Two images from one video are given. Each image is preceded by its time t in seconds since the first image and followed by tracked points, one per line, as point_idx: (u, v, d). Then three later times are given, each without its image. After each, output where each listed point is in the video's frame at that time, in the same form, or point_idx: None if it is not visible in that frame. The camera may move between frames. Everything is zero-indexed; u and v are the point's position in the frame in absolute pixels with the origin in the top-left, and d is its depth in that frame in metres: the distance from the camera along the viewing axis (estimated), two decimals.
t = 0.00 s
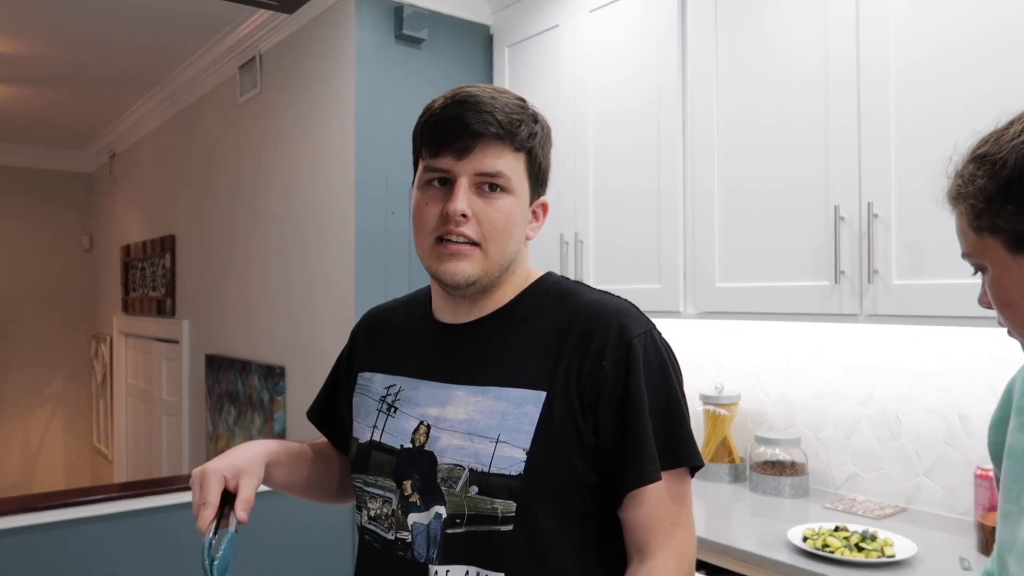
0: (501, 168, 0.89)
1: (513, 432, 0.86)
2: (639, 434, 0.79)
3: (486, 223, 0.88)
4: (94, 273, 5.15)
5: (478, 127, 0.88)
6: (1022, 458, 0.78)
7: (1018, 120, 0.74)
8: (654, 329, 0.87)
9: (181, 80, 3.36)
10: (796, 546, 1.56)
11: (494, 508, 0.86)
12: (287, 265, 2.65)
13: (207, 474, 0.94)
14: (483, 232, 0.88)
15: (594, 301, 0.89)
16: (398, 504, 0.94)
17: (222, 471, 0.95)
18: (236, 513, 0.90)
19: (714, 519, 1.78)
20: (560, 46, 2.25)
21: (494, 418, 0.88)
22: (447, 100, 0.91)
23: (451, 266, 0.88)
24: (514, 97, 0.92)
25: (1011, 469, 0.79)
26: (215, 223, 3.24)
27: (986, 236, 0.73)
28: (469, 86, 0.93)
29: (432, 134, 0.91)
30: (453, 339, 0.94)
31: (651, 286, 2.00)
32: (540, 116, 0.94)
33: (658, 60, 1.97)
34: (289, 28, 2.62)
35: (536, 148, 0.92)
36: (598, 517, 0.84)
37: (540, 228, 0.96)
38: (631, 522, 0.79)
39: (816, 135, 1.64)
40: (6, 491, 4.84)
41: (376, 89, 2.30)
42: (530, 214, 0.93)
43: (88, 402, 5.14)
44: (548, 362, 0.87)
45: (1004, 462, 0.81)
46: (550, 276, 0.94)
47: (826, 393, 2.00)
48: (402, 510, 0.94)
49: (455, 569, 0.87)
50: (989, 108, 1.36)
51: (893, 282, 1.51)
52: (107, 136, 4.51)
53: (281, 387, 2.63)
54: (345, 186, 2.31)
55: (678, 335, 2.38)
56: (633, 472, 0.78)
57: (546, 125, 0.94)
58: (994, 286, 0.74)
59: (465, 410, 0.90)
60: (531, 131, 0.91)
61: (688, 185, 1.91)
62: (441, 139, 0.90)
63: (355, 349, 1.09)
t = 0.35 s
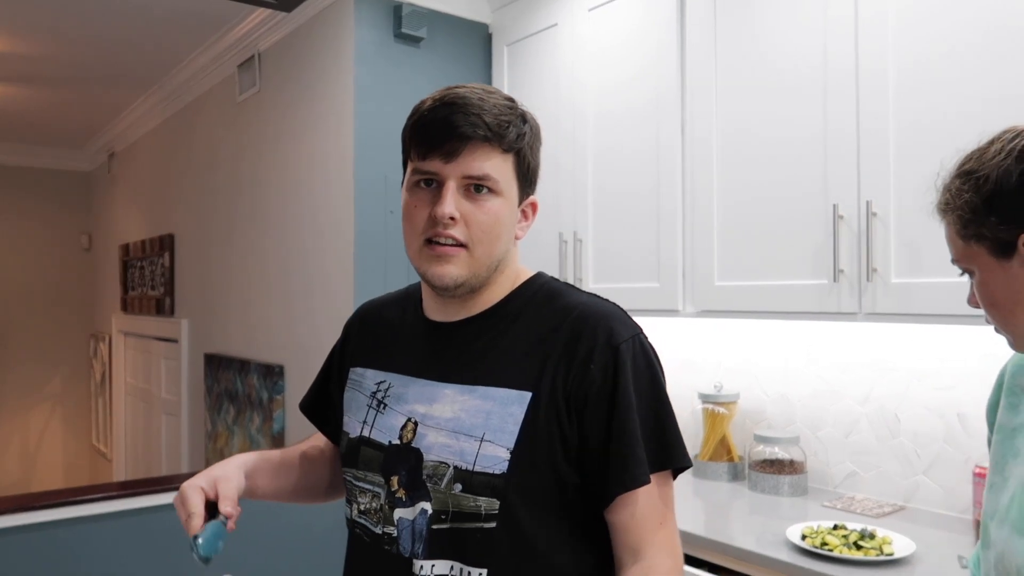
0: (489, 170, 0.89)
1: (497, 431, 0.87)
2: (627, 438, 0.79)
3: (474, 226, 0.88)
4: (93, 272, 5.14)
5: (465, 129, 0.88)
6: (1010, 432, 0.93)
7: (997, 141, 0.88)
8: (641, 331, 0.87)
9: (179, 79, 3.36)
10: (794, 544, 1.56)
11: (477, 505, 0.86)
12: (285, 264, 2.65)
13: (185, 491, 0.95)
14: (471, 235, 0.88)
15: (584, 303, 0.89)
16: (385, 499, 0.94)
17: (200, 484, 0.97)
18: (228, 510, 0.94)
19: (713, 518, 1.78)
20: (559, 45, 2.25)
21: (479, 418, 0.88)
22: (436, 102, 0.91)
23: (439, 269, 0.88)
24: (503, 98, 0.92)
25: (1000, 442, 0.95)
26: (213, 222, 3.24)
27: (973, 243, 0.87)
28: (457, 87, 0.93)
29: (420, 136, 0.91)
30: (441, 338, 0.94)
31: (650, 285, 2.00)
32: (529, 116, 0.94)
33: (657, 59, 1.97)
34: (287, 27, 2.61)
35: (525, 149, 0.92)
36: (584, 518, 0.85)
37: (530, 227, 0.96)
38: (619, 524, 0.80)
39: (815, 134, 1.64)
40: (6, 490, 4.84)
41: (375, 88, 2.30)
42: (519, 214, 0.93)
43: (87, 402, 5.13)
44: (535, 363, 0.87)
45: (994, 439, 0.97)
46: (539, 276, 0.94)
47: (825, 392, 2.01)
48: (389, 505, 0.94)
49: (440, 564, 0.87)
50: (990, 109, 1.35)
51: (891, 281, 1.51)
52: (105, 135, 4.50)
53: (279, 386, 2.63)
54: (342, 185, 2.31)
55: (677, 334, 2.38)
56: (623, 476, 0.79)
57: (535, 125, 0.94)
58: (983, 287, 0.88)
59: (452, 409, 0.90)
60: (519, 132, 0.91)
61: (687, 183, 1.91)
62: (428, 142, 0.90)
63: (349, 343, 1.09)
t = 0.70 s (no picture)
0: (482, 168, 0.89)
1: (495, 430, 0.87)
2: (625, 436, 0.80)
3: (468, 223, 0.88)
4: (92, 272, 5.14)
5: (458, 128, 0.88)
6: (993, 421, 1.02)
7: (994, 147, 0.93)
8: (637, 330, 0.88)
9: (177, 78, 3.36)
10: (792, 544, 1.56)
11: (475, 504, 0.86)
12: (284, 263, 2.65)
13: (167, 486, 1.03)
14: (465, 232, 0.88)
15: (579, 302, 0.90)
16: (383, 499, 0.94)
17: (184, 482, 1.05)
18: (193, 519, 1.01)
19: (711, 517, 1.79)
20: (558, 45, 2.25)
21: (477, 416, 0.88)
22: (428, 101, 0.91)
23: (435, 266, 0.88)
24: (495, 96, 0.92)
25: (985, 430, 1.04)
26: (211, 221, 3.24)
27: (966, 243, 0.93)
28: (449, 86, 0.93)
29: (414, 135, 0.91)
30: (438, 337, 0.94)
31: (648, 284, 2.00)
32: (522, 115, 0.94)
33: (655, 59, 1.97)
34: (285, 26, 2.61)
35: (517, 146, 0.92)
36: (582, 516, 0.85)
37: (524, 225, 0.96)
38: (617, 521, 0.80)
39: (813, 134, 1.64)
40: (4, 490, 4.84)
41: (374, 88, 2.31)
42: (513, 212, 0.93)
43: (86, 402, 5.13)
44: (532, 362, 0.88)
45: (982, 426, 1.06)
46: (534, 276, 0.94)
47: (823, 391, 2.01)
48: (387, 504, 0.94)
49: (439, 563, 0.87)
50: (989, 109, 1.35)
51: (889, 280, 1.51)
52: (104, 134, 4.50)
53: (278, 386, 2.63)
54: (340, 185, 2.31)
55: (676, 334, 2.38)
56: (621, 473, 0.79)
57: (527, 124, 0.94)
58: (975, 284, 0.94)
59: (450, 407, 0.90)
60: (511, 130, 0.91)
61: (685, 183, 1.91)
62: (422, 141, 0.90)
63: (344, 344, 1.09)
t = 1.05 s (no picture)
0: (478, 165, 0.89)
1: (495, 427, 0.87)
2: (621, 434, 0.80)
3: (464, 219, 0.88)
4: (90, 272, 5.13)
5: (452, 126, 0.89)
6: (976, 419, 1.01)
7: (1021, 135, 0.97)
8: (636, 328, 0.88)
9: (176, 78, 3.36)
10: (791, 544, 1.56)
11: (476, 502, 0.86)
12: (282, 264, 2.65)
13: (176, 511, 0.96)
14: (462, 229, 0.88)
15: (578, 300, 0.90)
16: (384, 498, 0.94)
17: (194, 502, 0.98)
18: (216, 534, 0.94)
19: (709, 517, 1.79)
20: (556, 45, 2.25)
21: (477, 414, 0.88)
22: (422, 101, 0.91)
23: (433, 263, 0.88)
24: (489, 94, 0.92)
25: (970, 430, 1.02)
26: (210, 221, 3.24)
27: (1000, 212, 0.94)
28: (443, 85, 0.93)
29: (408, 135, 0.91)
30: (439, 337, 0.94)
31: (647, 284, 2.00)
32: (517, 111, 0.94)
33: (654, 59, 1.97)
34: (283, 26, 2.61)
35: (513, 142, 0.92)
36: (583, 515, 0.85)
37: (523, 222, 0.96)
38: (618, 518, 0.80)
39: (811, 134, 1.64)
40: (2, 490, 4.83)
41: (372, 88, 2.30)
42: (511, 208, 0.93)
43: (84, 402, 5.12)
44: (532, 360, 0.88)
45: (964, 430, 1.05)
46: (534, 275, 0.94)
47: (821, 392, 2.01)
48: (388, 504, 0.94)
49: (439, 562, 0.87)
50: (989, 109, 1.35)
51: (887, 280, 1.51)
52: (102, 134, 4.50)
53: (276, 386, 2.62)
54: (339, 185, 2.31)
55: (674, 334, 2.38)
56: (618, 472, 0.79)
57: (522, 119, 0.94)
58: (993, 257, 0.94)
59: (450, 406, 0.90)
60: (505, 126, 0.91)
61: (684, 183, 1.91)
62: (417, 140, 0.90)
63: (345, 347, 1.09)
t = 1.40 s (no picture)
0: (477, 169, 0.89)
1: (505, 427, 0.87)
2: (643, 434, 0.79)
3: (466, 225, 0.88)
4: (88, 272, 5.13)
5: (450, 132, 0.89)
6: (967, 424, 0.98)
7: None
8: (646, 331, 0.88)
9: (174, 78, 3.36)
10: (789, 544, 1.57)
11: (483, 502, 0.86)
12: (282, 264, 2.65)
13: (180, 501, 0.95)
14: (465, 234, 0.88)
15: (588, 304, 0.90)
16: (389, 498, 0.94)
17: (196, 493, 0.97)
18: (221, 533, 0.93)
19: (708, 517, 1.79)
20: (555, 45, 2.25)
21: (486, 414, 0.88)
22: (417, 109, 0.91)
23: (437, 271, 0.88)
24: (486, 95, 0.92)
25: (956, 433, 0.99)
26: (208, 221, 3.24)
27: None
28: (439, 91, 0.93)
29: (406, 144, 0.91)
30: (448, 340, 0.94)
31: (646, 285, 2.00)
32: (514, 110, 0.94)
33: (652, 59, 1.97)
34: (282, 27, 2.62)
35: (512, 142, 0.92)
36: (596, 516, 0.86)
37: (526, 221, 0.96)
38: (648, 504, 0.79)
39: (809, 135, 1.65)
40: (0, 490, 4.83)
41: (371, 88, 2.31)
42: (514, 208, 0.93)
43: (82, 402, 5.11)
44: (543, 363, 0.88)
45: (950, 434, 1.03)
46: (540, 276, 0.94)
47: (820, 392, 2.01)
48: (392, 504, 0.94)
49: (444, 563, 0.87)
50: (987, 110, 1.36)
51: (886, 280, 1.52)
52: (100, 133, 4.50)
53: (275, 386, 2.63)
54: (338, 185, 2.31)
55: (673, 334, 2.38)
56: (642, 472, 0.79)
57: (519, 118, 0.94)
58: None
59: (458, 406, 0.91)
60: (503, 127, 0.91)
61: (683, 184, 1.91)
62: (415, 148, 0.90)
63: (348, 347, 1.09)
